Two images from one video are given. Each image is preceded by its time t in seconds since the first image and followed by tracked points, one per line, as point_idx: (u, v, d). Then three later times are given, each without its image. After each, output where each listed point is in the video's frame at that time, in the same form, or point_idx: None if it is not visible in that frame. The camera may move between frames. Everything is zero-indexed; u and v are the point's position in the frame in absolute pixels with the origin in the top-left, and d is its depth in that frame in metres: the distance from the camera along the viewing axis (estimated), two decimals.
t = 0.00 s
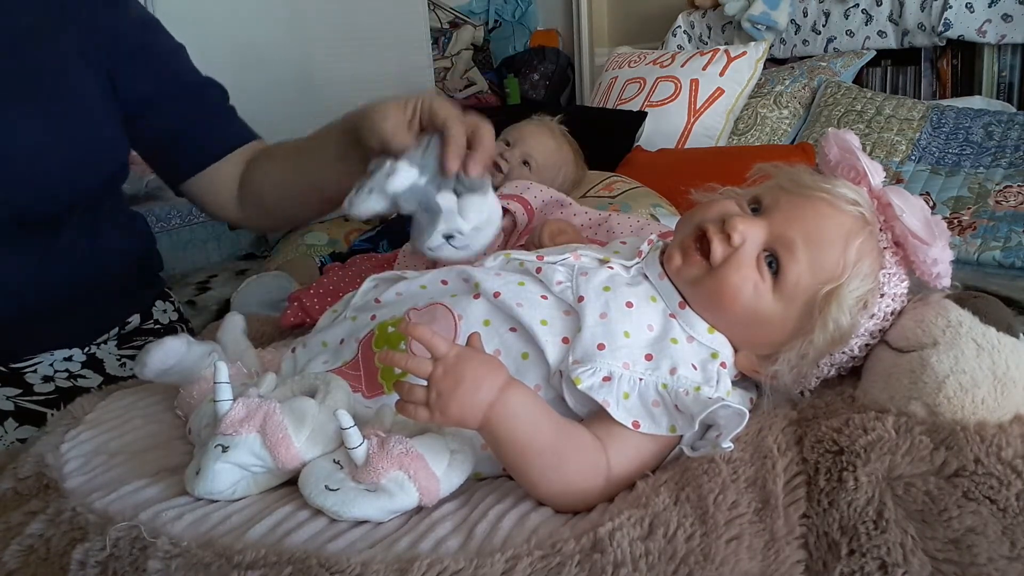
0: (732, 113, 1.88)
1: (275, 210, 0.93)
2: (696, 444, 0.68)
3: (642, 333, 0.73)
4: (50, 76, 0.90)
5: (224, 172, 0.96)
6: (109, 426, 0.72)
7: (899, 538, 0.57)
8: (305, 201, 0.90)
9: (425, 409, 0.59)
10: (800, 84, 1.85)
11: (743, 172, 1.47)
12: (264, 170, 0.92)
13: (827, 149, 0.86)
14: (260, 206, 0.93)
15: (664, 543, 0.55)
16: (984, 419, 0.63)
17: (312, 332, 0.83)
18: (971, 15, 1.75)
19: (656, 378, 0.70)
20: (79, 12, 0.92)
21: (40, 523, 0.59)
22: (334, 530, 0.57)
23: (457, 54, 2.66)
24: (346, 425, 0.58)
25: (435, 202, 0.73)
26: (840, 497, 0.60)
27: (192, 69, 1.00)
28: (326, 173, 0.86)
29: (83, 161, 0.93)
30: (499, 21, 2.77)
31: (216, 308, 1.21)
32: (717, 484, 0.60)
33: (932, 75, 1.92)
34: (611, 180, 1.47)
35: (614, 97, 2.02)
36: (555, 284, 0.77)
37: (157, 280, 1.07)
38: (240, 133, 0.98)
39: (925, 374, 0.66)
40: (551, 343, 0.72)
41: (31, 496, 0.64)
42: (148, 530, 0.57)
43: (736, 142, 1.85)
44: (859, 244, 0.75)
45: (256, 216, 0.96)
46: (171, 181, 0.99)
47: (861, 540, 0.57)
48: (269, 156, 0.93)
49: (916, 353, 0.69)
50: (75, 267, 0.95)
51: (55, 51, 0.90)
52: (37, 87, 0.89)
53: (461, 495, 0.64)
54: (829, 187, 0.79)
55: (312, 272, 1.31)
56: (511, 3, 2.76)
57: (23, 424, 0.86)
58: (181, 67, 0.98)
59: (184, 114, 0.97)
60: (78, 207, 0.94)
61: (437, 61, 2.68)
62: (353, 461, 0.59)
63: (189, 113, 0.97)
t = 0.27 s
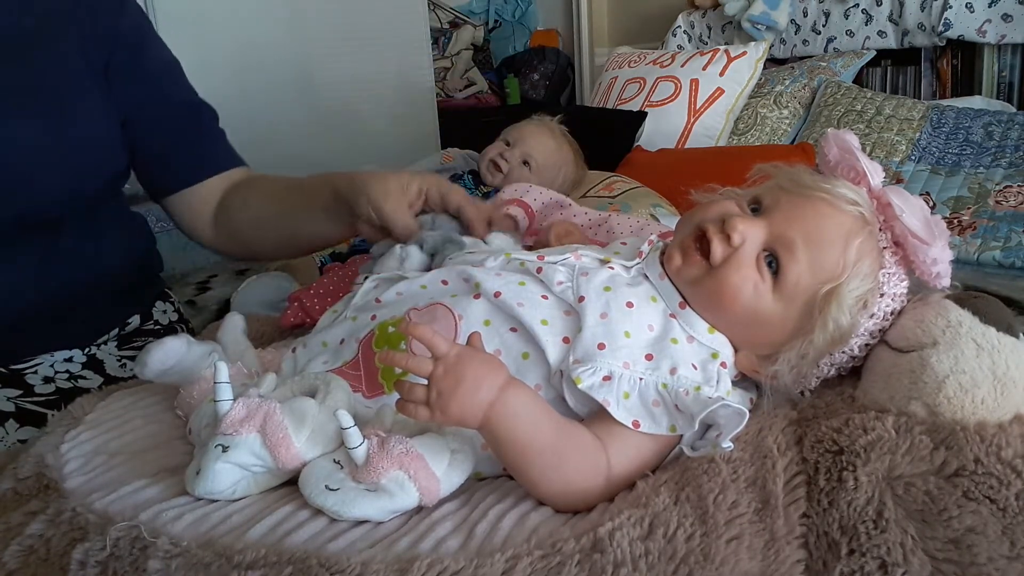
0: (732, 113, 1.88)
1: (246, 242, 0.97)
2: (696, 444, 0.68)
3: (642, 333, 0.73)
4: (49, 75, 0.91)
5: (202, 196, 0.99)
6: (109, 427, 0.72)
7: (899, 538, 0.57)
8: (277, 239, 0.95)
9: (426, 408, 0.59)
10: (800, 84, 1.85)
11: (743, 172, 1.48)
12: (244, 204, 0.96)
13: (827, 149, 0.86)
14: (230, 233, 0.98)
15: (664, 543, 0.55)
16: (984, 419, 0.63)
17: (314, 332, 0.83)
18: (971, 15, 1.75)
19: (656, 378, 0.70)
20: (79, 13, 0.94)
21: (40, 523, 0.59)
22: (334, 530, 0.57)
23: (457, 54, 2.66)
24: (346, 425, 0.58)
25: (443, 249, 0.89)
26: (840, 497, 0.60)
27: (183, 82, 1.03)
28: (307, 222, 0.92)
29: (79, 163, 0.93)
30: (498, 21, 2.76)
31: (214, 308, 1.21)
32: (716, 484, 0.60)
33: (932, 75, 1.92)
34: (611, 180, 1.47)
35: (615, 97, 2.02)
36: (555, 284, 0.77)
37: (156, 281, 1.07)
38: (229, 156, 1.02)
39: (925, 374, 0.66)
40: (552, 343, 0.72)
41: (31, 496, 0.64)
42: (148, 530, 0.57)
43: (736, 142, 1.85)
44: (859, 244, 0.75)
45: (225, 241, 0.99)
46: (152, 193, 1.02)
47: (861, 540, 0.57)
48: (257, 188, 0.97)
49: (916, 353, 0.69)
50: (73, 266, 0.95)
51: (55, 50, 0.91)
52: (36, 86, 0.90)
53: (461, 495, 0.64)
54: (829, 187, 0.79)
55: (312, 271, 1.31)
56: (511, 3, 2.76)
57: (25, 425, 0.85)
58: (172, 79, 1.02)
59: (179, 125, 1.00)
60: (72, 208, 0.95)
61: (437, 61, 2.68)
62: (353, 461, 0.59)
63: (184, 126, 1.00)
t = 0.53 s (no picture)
0: (732, 113, 1.88)
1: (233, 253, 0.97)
2: (696, 444, 0.68)
3: (642, 333, 0.73)
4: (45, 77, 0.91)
5: (190, 204, 0.99)
6: (109, 427, 0.72)
7: (899, 538, 0.57)
8: (264, 251, 0.96)
9: (425, 409, 0.59)
10: (800, 83, 1.85)
11: (743, 172, 1.48)
12: (233, 215, 0.96)
13: (827, 148, 0.86)
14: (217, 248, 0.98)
15: (664, 544, 0.55)
16: (984, 419, 0.63)
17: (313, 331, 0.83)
18: (971, 15, 1.75)
19: (655, 379, 0.70)
20: (77, 16, 0.94)
21: (40, 523, 0.59)
22: (334, 530, 0.57)
23: (457, 54, 2.66)
24: (346, 425, 0.58)
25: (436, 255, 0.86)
26: (840, 497, 0.60)
27: (183, 88, 1.03)
28: (297, 234, 0.93)
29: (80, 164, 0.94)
30: (499, 21, 2.76)
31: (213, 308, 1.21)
32: (716, 484, 0.60)
33: (932, 75, 1.92)
34: (611, 180, 1.47)
35: (615, 97, 2.02)
36: (555, 284, 0.77)
37: (156, 282, 1.07)
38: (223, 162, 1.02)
39: (925, 373, 0.66)
40: (551, 343, 0.72)
41: (31, 496, 0.64)
42: (148, 530, 0.57)
43: (736, 142, 1.85)
44: (859, 243, 0.75)
45: (211, 251, 0.99)
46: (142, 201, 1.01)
47: (861, 540, 0.57)
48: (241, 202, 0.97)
49: (916, 353, 0.69)
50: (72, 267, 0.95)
51: (51, 52, 0.91)
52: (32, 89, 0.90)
53: (461, 496, 0.64)
54: (829, 187, 0.79)
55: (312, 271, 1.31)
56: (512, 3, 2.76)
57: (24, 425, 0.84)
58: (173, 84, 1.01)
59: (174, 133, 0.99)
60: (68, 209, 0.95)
61: (437, 61, 2.68)
62: (353, 461, 0.59)
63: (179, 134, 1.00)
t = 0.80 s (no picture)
0: (732, 113, 1.88)
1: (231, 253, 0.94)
2: (696, 444, 0.68)
3: (642, 333, 0.73)
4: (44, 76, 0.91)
5: (190, 206, 0.98)
6: (108, 427, 0.72)
7: (899, 538, 0.57)
8: (260, 245, 0.92)
9: (425, 409, 0.59)
10: (800, 83, 1.85)
11: (743, 172, 1.48)
12: (228, 216, 0.93)
13: (827, 148, 0.86)
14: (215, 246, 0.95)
15: (663, 543, 0.55)
16: (984, 419, 0.63)
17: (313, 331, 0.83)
18: (971, 15, 1.75)
19: (655, 378, 0.70)
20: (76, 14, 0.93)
21: (40, 523, 0.59)
22: (333, 530, 0.57)
23: (457, 54, 2.66)
24: (346, 425, 0.58)
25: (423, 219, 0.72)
26: (840, 497, 0.60)
27: (183, 88, 1.02)
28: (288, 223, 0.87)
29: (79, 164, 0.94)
30: (499, 21, 2.76)
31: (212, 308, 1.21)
32: (716, 484, 0.60)
33: (932, 75, 1.92)
34: (611, 180, 1.47)
35: (615, 97, 2.02)
36: (555, 284, 0.77)
37: (155, 282, 1.07)
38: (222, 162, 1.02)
39: (925, 373, 0.66)
40: (551, 343, 0.72)
41: (31, 496, 0.64)
42: (148, 530, 0.57)
43: (736, 141, 1.85)
44: (859, 243, 0.75)
45: (210, 251, 0.96)
46: (142, 201, 1.01)
47: (861, 540, 0.57)
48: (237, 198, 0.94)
49: (915, 353, 0.69)
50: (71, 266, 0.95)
51: (49, 51, 0.91)
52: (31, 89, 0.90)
53: (460, 495, 0.64)
54: (829, 187, 0.79)
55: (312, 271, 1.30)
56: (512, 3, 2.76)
57: (24, 424, 0.85)
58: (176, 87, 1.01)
59: (174, 136, 0.98)
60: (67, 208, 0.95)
61: (437, 61, 2.68)
62: (353, 461, 0.59)
63: (179, 137, 0.98)
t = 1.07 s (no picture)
0: (732, 113, 1.88)
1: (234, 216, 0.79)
2: (696, 444, 0.68)
3: (642, 333, 0.73)
4: (43, 76, 0.89)
5: (195, 169, 0.85)
6: (108, 427, 0.72)
7: (899, 538, 0.57)
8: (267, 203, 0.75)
9: (425, 409, 0.59)
10: (800, 83, 1.85)
11: (743, 172, 1.48)
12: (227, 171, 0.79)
13: (827, 148, 0.86)
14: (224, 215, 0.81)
15: (664, 543, 0.55)
16: (984, 419, 0.63)
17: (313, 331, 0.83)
18: (971, 16, 1.75)
19: (655, 378, 0.70)
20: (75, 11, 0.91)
21: (40, 523, 0.59)
22: (333, 530, 0.57)
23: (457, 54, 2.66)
24: (346, 425, 0.58)
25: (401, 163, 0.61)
26: (840, 497, 0.60)
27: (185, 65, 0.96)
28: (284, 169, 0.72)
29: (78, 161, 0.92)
30: (499, 20, 2.76)
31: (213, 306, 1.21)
32: (716, 484, 0.60)
33: (932, 75, 1.92)
34: (611, 180, 1.47)
35: (615, 97, 2.02)
36: (555, 284, 0.77)
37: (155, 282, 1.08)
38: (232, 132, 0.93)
39: (925, 373, 0.66)
40: (551, 343, 0.72)
41: (31, 496, 0.64)
42: (148, 530, 0.57)
43: (736, 141, 1.85)
44: (859, 244, 0.75)
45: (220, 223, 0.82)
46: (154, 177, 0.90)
47: (861, 540, 0.57)
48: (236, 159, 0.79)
49: (916, 353, 0.69)
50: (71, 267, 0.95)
51: (48, 50, 0.89)
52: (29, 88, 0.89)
53: (460, 495, 0.64)
54: (829, 187, 0.79)
55: (312, 271, 1.31)
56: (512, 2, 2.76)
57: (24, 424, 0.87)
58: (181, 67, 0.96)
59: (174, 106, 0.90)
60: (67, 206, 0.94)
61: (437, 61, 2.68)
62: (353, 461, 0.59)
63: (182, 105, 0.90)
